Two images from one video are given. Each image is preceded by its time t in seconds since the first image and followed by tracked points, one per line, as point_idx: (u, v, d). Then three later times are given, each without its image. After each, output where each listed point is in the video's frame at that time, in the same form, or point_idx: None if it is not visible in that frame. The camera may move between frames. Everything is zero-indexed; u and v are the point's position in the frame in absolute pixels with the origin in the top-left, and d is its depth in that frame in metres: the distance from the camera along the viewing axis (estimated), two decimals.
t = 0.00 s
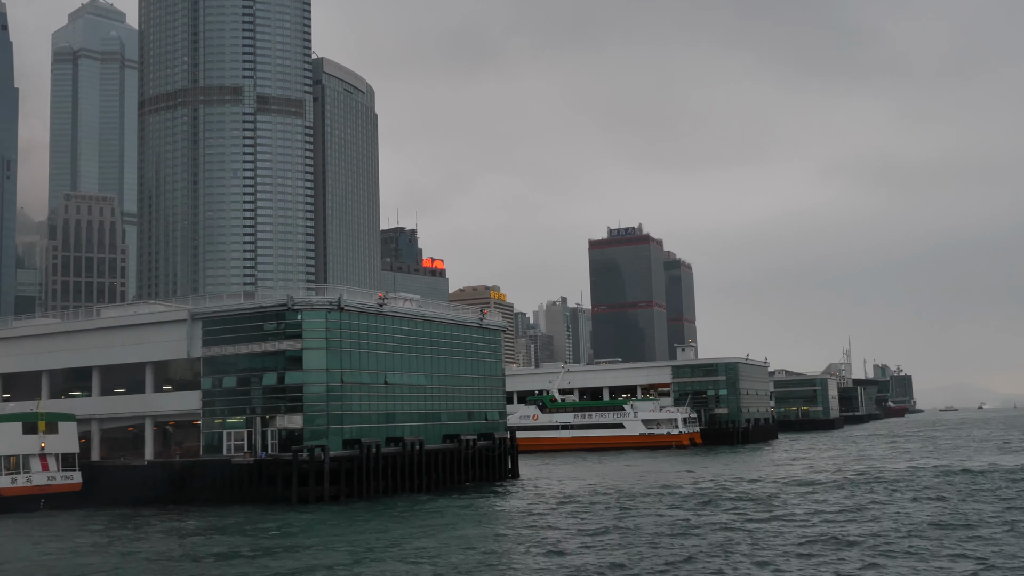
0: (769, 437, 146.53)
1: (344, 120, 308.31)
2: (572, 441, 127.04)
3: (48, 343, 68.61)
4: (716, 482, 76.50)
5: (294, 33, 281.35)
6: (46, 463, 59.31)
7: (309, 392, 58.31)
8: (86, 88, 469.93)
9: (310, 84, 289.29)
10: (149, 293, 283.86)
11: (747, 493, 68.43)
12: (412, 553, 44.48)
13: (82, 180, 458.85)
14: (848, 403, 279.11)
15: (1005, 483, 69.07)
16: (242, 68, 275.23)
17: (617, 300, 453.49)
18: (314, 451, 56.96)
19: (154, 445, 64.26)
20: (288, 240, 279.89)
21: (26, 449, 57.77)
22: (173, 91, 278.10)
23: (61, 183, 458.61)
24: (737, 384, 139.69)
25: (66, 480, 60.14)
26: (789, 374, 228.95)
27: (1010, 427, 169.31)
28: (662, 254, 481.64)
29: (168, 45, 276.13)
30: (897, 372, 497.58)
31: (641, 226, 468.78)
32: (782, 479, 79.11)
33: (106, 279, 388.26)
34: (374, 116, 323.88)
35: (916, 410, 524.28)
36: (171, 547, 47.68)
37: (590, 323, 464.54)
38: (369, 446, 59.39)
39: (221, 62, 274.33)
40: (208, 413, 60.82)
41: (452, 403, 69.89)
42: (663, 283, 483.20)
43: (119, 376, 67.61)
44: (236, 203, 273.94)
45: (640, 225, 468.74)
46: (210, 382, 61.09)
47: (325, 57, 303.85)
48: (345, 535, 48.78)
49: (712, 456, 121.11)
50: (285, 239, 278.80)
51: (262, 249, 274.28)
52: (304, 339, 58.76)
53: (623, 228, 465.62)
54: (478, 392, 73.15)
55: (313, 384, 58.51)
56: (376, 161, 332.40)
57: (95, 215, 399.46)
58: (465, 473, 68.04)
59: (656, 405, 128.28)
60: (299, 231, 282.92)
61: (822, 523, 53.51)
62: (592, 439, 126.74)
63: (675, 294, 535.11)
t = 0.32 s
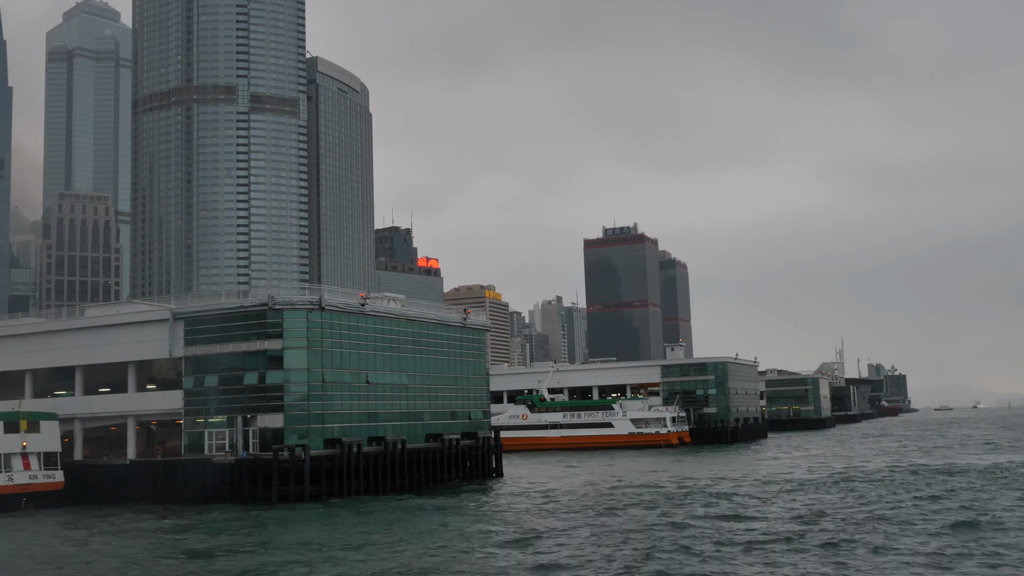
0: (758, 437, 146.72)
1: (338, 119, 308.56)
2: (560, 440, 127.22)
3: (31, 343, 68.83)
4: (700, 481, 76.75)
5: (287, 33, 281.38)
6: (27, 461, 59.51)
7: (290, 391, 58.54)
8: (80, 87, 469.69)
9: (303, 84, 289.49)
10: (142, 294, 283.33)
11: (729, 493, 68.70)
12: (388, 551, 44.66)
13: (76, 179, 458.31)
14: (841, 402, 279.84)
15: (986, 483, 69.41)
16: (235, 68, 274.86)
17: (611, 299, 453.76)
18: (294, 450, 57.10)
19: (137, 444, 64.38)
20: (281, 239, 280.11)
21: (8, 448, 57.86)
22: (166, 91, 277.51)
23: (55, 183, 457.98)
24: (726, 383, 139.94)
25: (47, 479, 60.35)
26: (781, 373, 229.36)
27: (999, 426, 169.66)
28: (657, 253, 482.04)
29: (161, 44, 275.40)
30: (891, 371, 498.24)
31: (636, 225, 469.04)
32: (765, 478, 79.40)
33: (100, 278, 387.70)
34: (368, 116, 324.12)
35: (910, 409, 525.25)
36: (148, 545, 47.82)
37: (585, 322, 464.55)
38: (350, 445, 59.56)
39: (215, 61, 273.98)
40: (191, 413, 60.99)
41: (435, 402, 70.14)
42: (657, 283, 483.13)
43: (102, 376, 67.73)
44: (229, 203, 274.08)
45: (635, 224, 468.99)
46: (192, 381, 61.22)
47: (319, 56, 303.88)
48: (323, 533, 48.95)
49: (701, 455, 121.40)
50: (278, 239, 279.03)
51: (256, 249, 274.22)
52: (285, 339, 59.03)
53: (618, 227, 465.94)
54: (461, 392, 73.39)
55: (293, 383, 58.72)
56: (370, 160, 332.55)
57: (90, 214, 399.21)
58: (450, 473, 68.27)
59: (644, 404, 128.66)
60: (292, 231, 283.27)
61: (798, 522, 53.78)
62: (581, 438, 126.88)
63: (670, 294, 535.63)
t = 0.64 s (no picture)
0: (749, 438, 146.87)
1: (334, 120, 308.66)
2: (551, 441, 127.41)
3: (17, 344, 68.99)
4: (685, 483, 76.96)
5: (283, 34, 281.29)
6: (11, 463, 59.60)
7: (272, 391, 58.81)
8: (77, 87, 469.65)
9: (299, 85, 289.56)
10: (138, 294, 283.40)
11: (715, 495, 68.88)
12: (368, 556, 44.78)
13: (72, 180, 458.15)
14: (835, 403, 280.13)
15: (971, 486, 69.67)
16: (231, 68, 274.92)
17: (608, 300, 453.78)
18: (276, 452, 57.34)
19: (121, 446, 64.57)
20: (277, 240, 280.22)
21: None
22: (162, 91, 277.67)
23: (52, 183, 457.65)
24: (717, 384, 140.20)
25: (31, 480, 60.47)
26: (775, 374, 229.77)
27: (991, 428, 169.82)
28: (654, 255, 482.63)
29: (157, 45, 275.52)
30: (887, 372, 498.65)
31: (632, 226, 469.16)
32: (751, 480, 79.68)
33: (96, 279, 387.69)
34: (364, 116, 324.31)
35: (906, 410, 525.81)
36: (130, 546, 47.99)
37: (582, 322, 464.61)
38: (332, 446, 59.73)
39: (211, 62, 274.16)
40: (174, 414, 61.15)
41: (420, 404, 70.29)
42: (654, 284, 482.99)
43: (88, 378, 67.92)
44: (225, 204, 274.29)
45: (631, 225, 469.08)
46: (175, 382, 61.41)
47: (315, 57, 304.11)
48: (304, 537, 49.05)
49: (691, 456, 121.59)
50: (274, 239, 279.18)
51: (252, 250, 274.51)
52: (268, 340, 59.32)
53: (614, 228, 466.02)
54: (446, 394, 73.49)
55: (276, 384, 58.99)
56: (366, 162, 332.67)
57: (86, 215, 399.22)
58: (434, 474, 68.50)
59: (635, 405, 128.85)
60: (288, 232, 283.37)
61: (780, 525, 53.94)
62: (572, 439, 127.12)
63: (667, 295, 535.89)
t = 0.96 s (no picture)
0: (740, 441, 147.06)
1: (329, 125, 309.18)
2: (541, 445, 127.49)
3: (2, 348, 69.15)
4: (669, 486, 77.27)
5: (278, 38, 281.51)
6: None
7: (253, 396, 59.02)
8: (73, 91, 469.27)
9: (294, 89, 289.71)
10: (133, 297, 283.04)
11: (699, 498, 69.24)
12: (347, 560, 45.05)
13: (68, 185, 457.50)
14: (829, 406, 280.68)
15: (954, 489, 70.07)
16: (226, 72, 275.00)
17: (605, 304, 453.85)
18: (258, 456, 57.49)
19: (106, 449, 64.61)
20: (273, 243, 280.35)
21: None
22: (157, 95, 277.67)
23: (48, 188, 456.74)
24: (707, 388, 140.47)
25: (14, 484, 60.34)
26: (769, 378, 230.22)
27: (982, 431, 170.21)
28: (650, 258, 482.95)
29: (151, 49, 275.51)
30: (884, 375, 498.92)
31: (628, 229, 469.47)
32: (737, 483, 80.03)
33: (91, 283, 387.32)
34: (360, 121, 324.80)
35: (902, 413, 526.66)
36: (111, 550, 48.25)
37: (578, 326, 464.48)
38: (314, 451, 59.87)
39: (206, 66, 274.32)
40: (157, 419, 61.33)
41: (404, 408, 70.49)
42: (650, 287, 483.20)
43: (72, 384, 67.99)
44: (220, 207, 274.61)
45: (627, 228, 469.35)
46: (158, 387, 61.65)
47: (310, 61, 304.35)
48: (284, 540, 49.71)
49: (681, 460, 121.85)
50: (270, 243, 279.28)
51: (247, 253, 274.82)
52: (250, 345, 59.56)
53: (611, 232, 466.25)
54: (431, 398, 73.64)
55: (257, 388, 59.22)
56: (361, 166, 332.81)
57: (81, 219, 398.75)
58: (418, 478, 68.63)
59: (625, 409, 129.10)
60: (284, 235, 283.48)
61: (758, 528, 54.27)
62: (563, 442, 127.24)
63: (663, 298, 536.13)
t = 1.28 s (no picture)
0: (727, 444, 147.38)
1: (322, 126, 309.25)
2: (529, 447, 127.50)
3: None
4: (648, 488, 77.77)
5: (271, 39, 281.39)
6: None
7: (232, 399, 59.15)
8: (65, 92, 468.76)
9: (287, 90, 289.68)
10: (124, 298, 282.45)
11: (678, 500, 69.65)
12: (325, 563, 45.46)
13: (61, 186, 456.53)
14: (819, 409, 281.37)
15: (929, 493, 70.71)
16: (219, 74, 274.94)
17: (599, 306, 454.18)
18: (236, 460, 57.60)
19: (86, 452, 64.65)
20: (265, 244, 280.09)
21: None
22: (150, 97, 277.48)
23: (40, 189, 455.93)
24: (694, 391, 140.84)
25: None
26: (759, 381, 230.85)
27: (970, 434, 170.63)
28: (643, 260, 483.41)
29: (144, 50, 275.31)
30: (877, 377, 499.50)
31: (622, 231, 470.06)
32: (716, 485, 80.44)
33: (84, 284, 386.90)
34: (352, 123, 324.84)
35: (895, 416, 527.81)
36: (88, 552, 48.41)
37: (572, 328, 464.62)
38: (293, 453, 59.90)
39: (198, 68, 274.18)
40: (137, 421, 61.48)
41: (386, 411, 70.63)
42: (644, 290, 483.57)
43: (53, 387, 68.06)
44: (213, 208, 274.45)
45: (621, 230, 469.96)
46: (137, 390, 61.78)
47: (303, 63, 304.39)
48: (258, 541, 50.19)
49: (668, 462, 122.12)
50: (262, 244, 279.07)
51: (239, 255, 274.51)
52: (229, 349, 59.67)
53: (604, 234, 466.70)
54: (412, 401, 73.82)
55: (236, 390, 59.31)
56: (354, 168, 332.81)
57: (74, 221, 398.39)
58: (400, 481, 68.77)
59: (613, 411, 129.44)
60: (276, 236, 283.27)
61: (734, 532, 54.79)
62: (550, 445, 127.35)
63: (657, 300, 536.47)
